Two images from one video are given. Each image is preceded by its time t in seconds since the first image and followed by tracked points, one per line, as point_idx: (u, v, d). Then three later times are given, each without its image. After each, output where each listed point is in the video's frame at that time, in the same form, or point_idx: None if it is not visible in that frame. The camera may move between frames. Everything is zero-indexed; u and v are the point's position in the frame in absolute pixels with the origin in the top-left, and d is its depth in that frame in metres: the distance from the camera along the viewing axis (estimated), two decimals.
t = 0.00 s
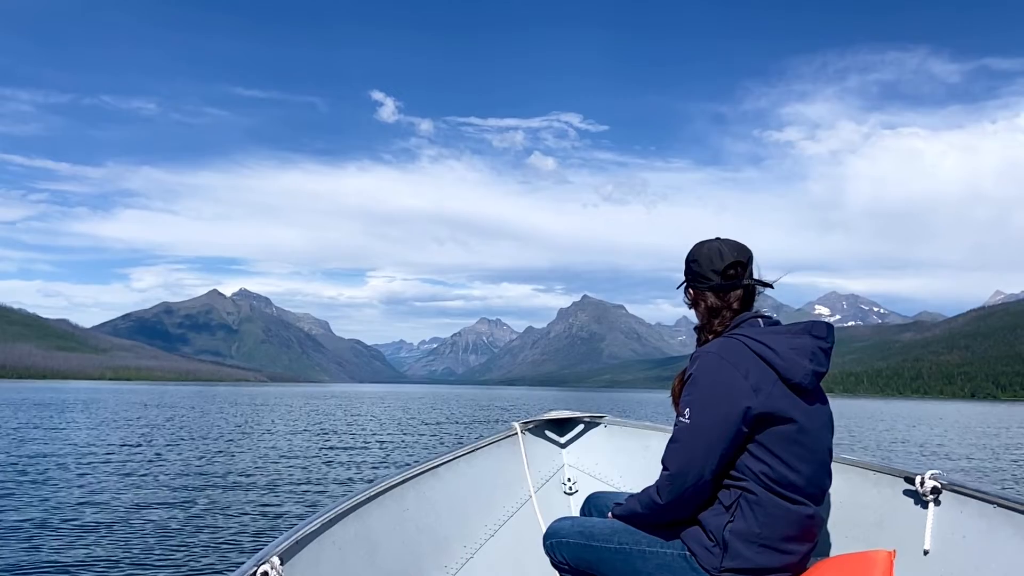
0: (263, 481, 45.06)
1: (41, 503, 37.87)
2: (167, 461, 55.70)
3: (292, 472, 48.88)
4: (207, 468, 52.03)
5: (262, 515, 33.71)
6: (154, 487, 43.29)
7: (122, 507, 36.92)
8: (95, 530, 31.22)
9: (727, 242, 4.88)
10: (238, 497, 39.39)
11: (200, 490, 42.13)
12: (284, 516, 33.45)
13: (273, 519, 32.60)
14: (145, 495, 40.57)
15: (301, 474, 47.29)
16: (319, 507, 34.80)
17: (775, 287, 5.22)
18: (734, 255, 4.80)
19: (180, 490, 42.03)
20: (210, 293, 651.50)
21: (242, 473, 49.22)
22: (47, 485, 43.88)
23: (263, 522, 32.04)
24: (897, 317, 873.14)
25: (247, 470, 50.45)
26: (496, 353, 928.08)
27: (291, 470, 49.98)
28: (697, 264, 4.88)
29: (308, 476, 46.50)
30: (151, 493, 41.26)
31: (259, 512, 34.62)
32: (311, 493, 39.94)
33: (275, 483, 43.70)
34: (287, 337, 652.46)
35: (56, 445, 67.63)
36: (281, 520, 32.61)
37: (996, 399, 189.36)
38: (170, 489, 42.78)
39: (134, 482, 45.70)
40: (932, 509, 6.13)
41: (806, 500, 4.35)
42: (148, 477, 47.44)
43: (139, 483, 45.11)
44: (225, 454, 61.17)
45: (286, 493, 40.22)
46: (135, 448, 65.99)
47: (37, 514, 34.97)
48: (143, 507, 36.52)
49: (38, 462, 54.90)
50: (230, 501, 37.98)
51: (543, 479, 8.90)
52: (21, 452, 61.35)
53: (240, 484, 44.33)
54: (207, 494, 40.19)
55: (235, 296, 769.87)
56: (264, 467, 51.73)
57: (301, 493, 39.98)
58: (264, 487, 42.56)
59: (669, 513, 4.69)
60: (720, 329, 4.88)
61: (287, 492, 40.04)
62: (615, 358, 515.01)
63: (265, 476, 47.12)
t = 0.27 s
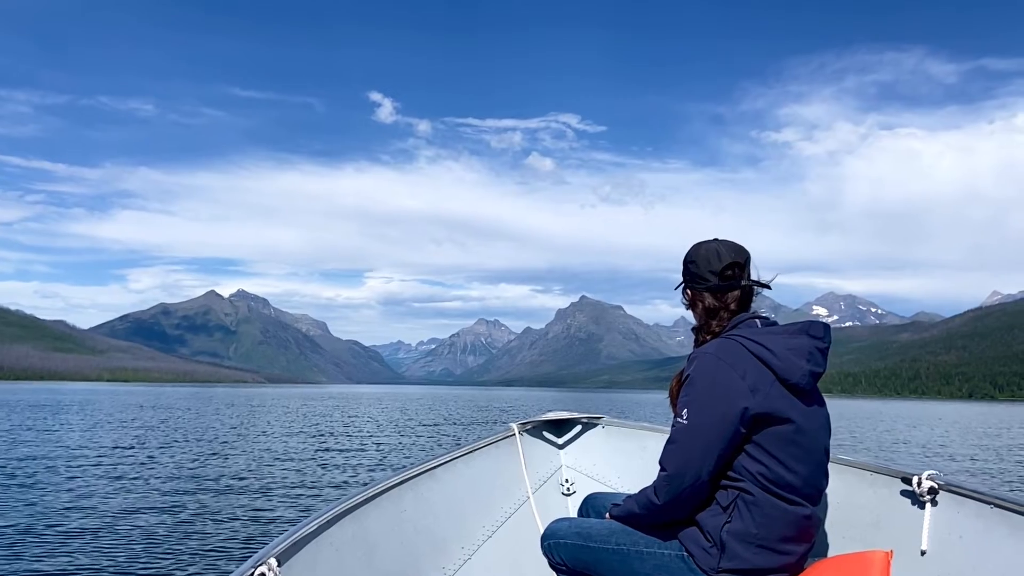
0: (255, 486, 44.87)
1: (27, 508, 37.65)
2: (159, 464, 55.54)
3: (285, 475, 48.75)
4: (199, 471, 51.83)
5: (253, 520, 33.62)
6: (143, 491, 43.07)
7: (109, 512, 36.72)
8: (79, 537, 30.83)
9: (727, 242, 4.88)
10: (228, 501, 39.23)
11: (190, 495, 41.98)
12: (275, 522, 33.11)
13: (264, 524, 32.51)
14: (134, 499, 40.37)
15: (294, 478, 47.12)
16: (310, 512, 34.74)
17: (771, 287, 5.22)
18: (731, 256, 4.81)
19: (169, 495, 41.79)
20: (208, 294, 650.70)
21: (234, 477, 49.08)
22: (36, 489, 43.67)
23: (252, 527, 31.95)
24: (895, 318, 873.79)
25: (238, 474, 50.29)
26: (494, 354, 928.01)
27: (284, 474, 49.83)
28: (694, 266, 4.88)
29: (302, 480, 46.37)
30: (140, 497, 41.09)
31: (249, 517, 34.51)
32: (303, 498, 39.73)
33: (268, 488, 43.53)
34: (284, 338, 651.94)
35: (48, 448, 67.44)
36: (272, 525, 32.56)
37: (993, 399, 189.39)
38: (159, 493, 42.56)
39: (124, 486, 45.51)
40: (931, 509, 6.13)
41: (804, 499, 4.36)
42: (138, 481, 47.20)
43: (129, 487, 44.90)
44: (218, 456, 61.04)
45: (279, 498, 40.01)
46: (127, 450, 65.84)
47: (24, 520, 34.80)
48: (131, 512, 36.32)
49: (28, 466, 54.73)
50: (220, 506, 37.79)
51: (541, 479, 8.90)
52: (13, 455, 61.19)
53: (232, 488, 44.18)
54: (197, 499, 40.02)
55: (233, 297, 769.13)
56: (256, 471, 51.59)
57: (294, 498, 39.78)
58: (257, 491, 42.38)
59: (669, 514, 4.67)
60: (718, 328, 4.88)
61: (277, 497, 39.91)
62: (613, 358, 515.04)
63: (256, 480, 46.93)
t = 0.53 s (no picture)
0: (248, 489, 44.75)
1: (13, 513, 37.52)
2: (150, 467, 55.42)
3: (278, 478, 48.63)
4: (191, 474, 51.68)
5: (242, 525, 33.62)
6: (132, 496, 42.99)
7: (96, 516, 36.63)
8: (63, 544, 30.68)
9: (722, 244, 4.90)
10: (217, 505, 39.17)
11: (179, 498, 41.85)
12: (266, 527, 32.95)
13: (253, 528, 32.48)
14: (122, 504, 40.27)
15: (287, 481, 46.98)
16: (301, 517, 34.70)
17: (768, 289, 5.22)
18: (728, 258, 4.81)
19: (159, 499, 41.67)
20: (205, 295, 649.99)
21: (226, 480, 48.96)
22: (25, 493, 43.56)
23: (242, 532, 31.93)
24: (892, 318, 874.45)
25: (230, 477, 50.22)
26: (492, 354, 928.12)
27: (276, 476, 49.76)
28: (692, 266, 4.88)
29: (294, 483, 46.28)
30: (129, 502, 40.99)
31: (239, 521, 34.47)
32: (295, 501, 39.68)
33: (260, 491, 43.37)
34: (282, 338, 651.27)
35: (40, 450, 67.40)
36: (262, 529, 32.55)
37: (991, 398, 189.46)
38: (147, 497, 42.46)
39: (113, 489, 45.38)
40: (928, 509, 6.14)
41: (799, 501, 4.36)
42: (128, 485, 47.08)
43: (119, 491, 44.79)
44: (210, 459, 61.00)
45: (271, 501, 39.89)
46: (120, 452, 65.80)
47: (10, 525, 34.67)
48: (118, 518, 36.18)
49: (19, 468, 54.63)
50: (209, 511, 37.71)
51: (539, 480, 8.90)
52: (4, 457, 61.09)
53: (224, 491, 44.05)
54: (186, 503, 39.97)
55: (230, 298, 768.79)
56: (247, 474, 51.54)
57: (286, 502, 39.66)
58: (249, 495, 42.24)
59: (666, 514, 4.67)
60: (716, 328, 4.88)
61: (267, 501, 39.85)
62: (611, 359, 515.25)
63: (247, 484, 46.86)
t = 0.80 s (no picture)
0: (240, 491, 44.71)
1: None
2: (141, 469, 55.34)
3: (272, 479, 48.54)
4: (183, 476, 51.57)
5: (233, 529, 33.58)
6: (122, 499, 42.88)
7: (84, 521, 36.54)
8: (47, 550, 30.48)
9: (720, 242, 4.88)
10: (208, 509, 39.12)
11: (170, 502, 41.77)
12: (256, 532, 32.76)
13: (243, 533, 32.42)
14: (111, 508, 40.17)
15: (280, 483, 46.92)
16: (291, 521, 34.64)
17: (767, 287, 5.21)
18: (725, 254, 4.81)
19: (148, 502, 41.59)
20: (203, 295, 649.11)
21: (219, 482, 48.89)
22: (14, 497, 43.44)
23: (231, 537, 31.88)
24: (889, 316, 875.73)
25: (222, 479, 50.16)
26: (490, 353, 928.17)
27: (270, 478, 49.72)
28: (689, 264, 4.87)
29: (287, 484, 46.26)
30: (118, 505, 40.91)
31: (229, 526, 34.42)
32: (287, 503, 39.64)
33: (252, 494, 43.31)
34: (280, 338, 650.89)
35: (34, 452, 67.34)
36: (252, 534, 32.55)
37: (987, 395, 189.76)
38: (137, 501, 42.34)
39: (103, 493, 45.27)
40: (925, 507, 6.16)
41: (799, 498, 4.36)
42: (119, 487, 47.00)
43: (109, 494, 44.69)
44: (203, 459, 60.96)
45: (263, 504, 39.81)
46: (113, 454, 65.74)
47: None
48: (106, 522, 36.10)
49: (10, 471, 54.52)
50: (200, 514, 37.65)
51: (537, 478, 8.91)
52: None
53: (216, 494, 44.00)
54: (176, 507, 39.89)
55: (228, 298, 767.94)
56: (239, 476, 51.50)
57: (279, 505, 39.57)
58: (241, 498, 42.15)
59: (661, 513, 4.69)
60: (713, 326, 4.89)
61: (258, 504, 39.81)
62: (608, 358, 515.40)
63: (239, 486, 46.80)
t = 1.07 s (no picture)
0: (232, 493, 44.66)
1: None
2: (132, 470, 55.20)
3: (264, 481, 48.50)
4: (174, 478, 51.52)
5: (222, 533, 33.55)
6: (112, 501, 42.78)
7: (70, 524, 36.44)
8: (32, 554, 30.41)
9: (718, 239, 4.89)
10: (197, 512, 39.03)
11: (160, 504, 41.69)
12: (246, 536, 32.76)
13: (232, 538, 32.37)
14: (100, 510, 40.04)
15: (273, 485, 46.89)
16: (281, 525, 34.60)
17: (764, 286, 5.22)
18: (723, 253, 4.81)
19: (138, 505, 41.50)
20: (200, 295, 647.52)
21: (210, 483, 48.84)
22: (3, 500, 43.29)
23: (220, 541, 31.82)
24: (887, 314, 876.33)
25: (213, 480, 50.10)
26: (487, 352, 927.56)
27: (262, 479, 49.68)
28: (689, 261, 4.86)
29: (280, 486, 46.24)
30: (106, 508, 40.80)
31: (218, 530, 34.31)
32: (279, 506, 39.56)
33: (244, 496, 43.27)
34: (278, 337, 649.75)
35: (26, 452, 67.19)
36: (241, 537, 32.57)
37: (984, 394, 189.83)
38: (125, 503, 42.22)
39: (93, 495, 45.15)
40: (920, 503, 6.17)
41: (796, 498, 4.37)
42: (109, 490, 46.85)
43: (99, 496, 44.59)
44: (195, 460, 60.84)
45: (255, 506, 39.77)
46: (105, 454, 65.65)
47: None
48: (94, 526, 36.00)
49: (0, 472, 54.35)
50: (189, 517, 37.60)
51: (535, 478, 8.91)
52: None
53: (207, 496, 43.94)
54: (165, 510, 39.77)
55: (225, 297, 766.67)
56: (230, 477, 51.41)
57: (271, 506, 39.55)
58: (233, 500, 42.10)
59: (658, 510, 4.69)
60: (712, 325, 4.87)
61: (249, 506, 39.76)
62: (606, 356, 515.00)
63: (230, 488, 46.74)
